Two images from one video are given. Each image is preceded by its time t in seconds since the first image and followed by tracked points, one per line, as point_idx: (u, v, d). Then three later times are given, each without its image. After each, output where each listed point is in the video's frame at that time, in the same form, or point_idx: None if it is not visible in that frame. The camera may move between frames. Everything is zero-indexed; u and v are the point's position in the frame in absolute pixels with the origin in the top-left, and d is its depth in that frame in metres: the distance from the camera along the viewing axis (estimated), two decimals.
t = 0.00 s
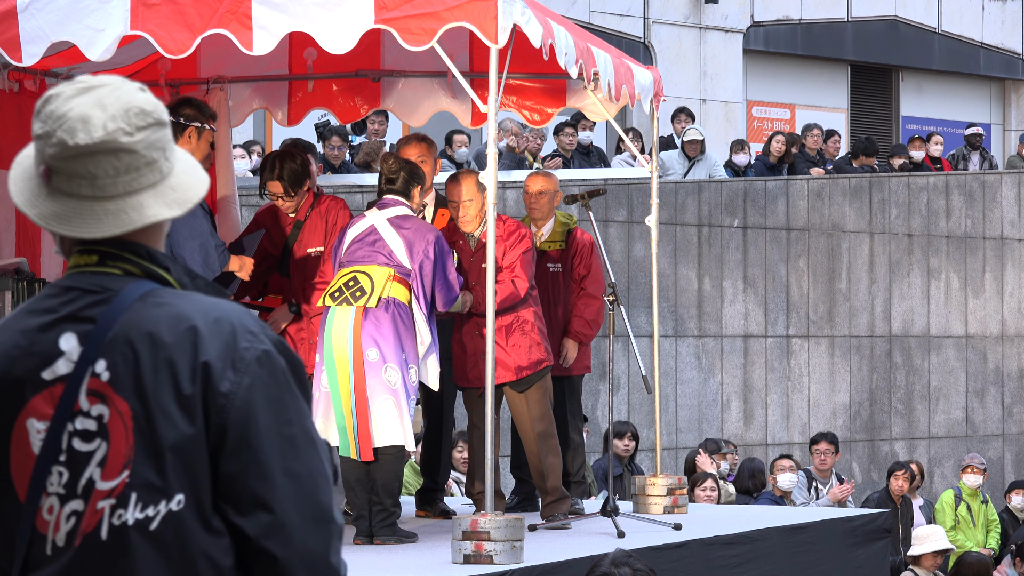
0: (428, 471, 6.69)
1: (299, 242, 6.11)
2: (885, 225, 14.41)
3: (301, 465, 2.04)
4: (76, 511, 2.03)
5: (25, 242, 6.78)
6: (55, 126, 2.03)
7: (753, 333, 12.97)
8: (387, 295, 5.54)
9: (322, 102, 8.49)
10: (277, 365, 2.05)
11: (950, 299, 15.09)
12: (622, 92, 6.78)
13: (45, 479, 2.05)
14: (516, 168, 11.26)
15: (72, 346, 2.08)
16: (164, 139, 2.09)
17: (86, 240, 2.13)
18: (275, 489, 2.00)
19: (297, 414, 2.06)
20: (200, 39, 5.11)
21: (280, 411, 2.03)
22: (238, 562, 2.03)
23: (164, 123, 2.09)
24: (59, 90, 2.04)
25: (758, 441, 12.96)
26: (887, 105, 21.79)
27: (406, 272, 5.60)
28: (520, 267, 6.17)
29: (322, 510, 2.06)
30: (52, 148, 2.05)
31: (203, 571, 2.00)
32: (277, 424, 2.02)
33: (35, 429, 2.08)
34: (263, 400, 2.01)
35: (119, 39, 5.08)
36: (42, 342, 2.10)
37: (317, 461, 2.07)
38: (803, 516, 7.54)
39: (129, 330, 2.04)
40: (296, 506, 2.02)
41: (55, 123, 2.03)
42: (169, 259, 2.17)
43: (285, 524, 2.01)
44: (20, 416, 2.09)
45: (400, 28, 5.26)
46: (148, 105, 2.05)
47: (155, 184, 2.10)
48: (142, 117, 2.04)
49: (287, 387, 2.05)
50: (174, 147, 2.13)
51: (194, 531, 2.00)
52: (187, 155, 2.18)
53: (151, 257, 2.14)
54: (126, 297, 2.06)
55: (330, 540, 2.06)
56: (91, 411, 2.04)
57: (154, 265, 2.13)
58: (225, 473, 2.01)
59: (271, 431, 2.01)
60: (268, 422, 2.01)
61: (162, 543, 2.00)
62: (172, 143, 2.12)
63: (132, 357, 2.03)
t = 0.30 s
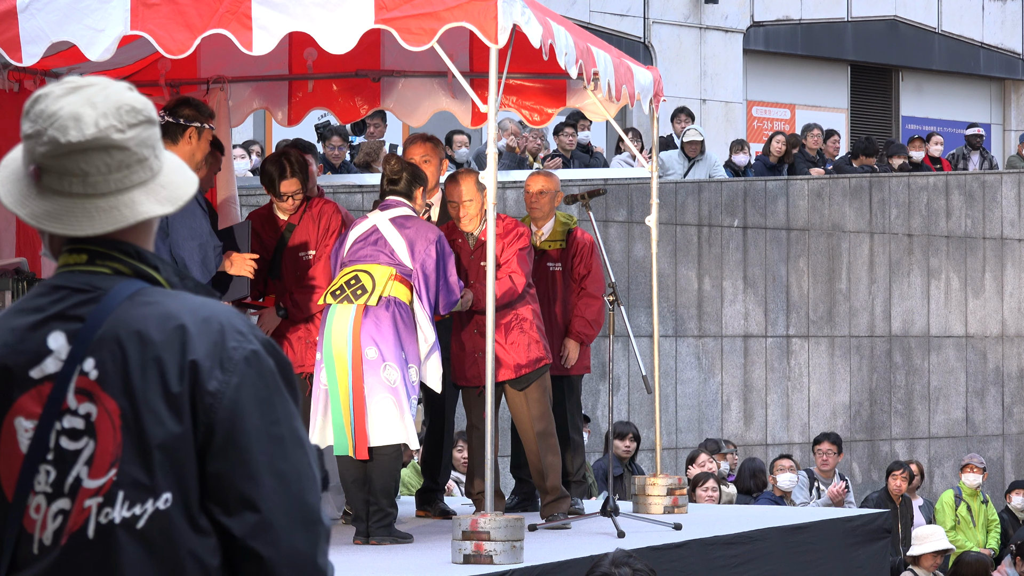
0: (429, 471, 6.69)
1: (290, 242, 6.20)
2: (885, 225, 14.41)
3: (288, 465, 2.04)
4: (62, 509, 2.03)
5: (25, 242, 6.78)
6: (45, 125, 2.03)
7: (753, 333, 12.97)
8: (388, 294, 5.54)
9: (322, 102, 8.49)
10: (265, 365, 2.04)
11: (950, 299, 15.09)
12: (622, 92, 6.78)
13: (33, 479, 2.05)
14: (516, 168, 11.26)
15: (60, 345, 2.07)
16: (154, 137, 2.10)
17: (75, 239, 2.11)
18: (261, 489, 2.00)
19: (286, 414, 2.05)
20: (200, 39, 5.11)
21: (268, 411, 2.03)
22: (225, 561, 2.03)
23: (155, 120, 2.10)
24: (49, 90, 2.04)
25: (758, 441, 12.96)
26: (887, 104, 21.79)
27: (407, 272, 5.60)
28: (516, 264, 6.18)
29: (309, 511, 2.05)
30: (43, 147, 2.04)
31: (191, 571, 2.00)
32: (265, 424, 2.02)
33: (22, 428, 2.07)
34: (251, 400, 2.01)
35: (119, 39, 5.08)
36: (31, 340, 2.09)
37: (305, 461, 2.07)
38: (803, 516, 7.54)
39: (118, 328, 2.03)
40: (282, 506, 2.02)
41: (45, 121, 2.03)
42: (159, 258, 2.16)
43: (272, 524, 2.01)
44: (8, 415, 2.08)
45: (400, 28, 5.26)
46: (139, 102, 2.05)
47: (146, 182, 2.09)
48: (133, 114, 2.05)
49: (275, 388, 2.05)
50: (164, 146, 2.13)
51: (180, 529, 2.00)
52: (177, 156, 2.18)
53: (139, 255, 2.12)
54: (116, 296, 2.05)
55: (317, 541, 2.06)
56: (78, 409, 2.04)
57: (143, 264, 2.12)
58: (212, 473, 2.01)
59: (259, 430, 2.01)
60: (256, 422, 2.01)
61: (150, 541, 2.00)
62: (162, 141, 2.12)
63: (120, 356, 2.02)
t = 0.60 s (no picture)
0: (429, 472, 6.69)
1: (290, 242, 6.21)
2: (885, 225, 14.42)
3: (275, 462, 2.03)
4: (50, 510, 2.03)
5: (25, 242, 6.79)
6: (28, 125, 2.03)
7: (753, 333, 12.97)
8: (387, 295, 5.55)
9: (322, 102, 8.50)
10: (251, 363, 2.04)
11: (950, 299, 15.09)
12: (622, 92, 6.79)
13: (21, 481, 2.05)
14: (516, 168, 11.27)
15: (44, 346, 2.07)
16: (137, 136, 2.10)
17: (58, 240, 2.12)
18: (249, 486, 1.99)
19: (272, 412, 2.04)
20: (199, 39, 5.12)
21: (255, 409, 2.02)
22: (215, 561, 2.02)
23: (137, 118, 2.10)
24: (30, 91, 2.05)
25: (758, 441, 12.96)
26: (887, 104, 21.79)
27: (410, 278, 5.62)
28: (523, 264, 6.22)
29: (297, 509, 2.04)
30: (24, 147, 2.05)
31: (182, 570, 1.99)
32: (252, 421, 2.01)
33: (9, 430, 2.08)
34: (237, 398, 2.00)
35: (119, 40, 5.08)
36: (18, 341, 2.09)
37: (292, 459, 2.06)
38: (803, 516, 7.54)
39: (103, 327, 2.03)
40: (270, 504, 2.01)
41: (27, 121, 2.03)
42: (142, 259, 2.17)
43: (260, 522, 2.00)
44: None
45: (400, 28, 5.26)
46: (120, 101, 2.06)
47: (129, 181, 2.10)
48: (115, 112, 2.05)
49: (261, 386, 2.04)
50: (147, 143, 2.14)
51: (170, 528, 1.99)
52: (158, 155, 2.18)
53: (123, 256, 2.13)
54: (100, 296, 2.06)
55: (305, 540, 2.05)
56: (64, 409, 2.04)
57: (127, 264, 2.13)
58: (199, 471, 2.00)
59: (245, 428, 2.00)
60: (242, 421, 2.00)
61: (140, 540, 2.00)
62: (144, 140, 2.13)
63: (105, 355, 2.02)
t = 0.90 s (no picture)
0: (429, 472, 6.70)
1: (291, 241, 6.24)
2: (885, 225, 14.42)
3: (270, 459, 2.03)
4: (46, 512, 2.03)
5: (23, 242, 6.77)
6: (12, 127, 2.03)
7: (753, 333, 12.97)
8: (386, 294, 5.54)
9: (322, 102, 8.50)
10: (242, 359, 2.03)
11: (950, 298, 15.09)
12: (622, 92, 6.79)
13: (16, 483, 2.05)
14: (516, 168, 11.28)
15: (36, 348, 2.07)
16: (122, 135, 2.09)
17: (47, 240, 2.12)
18: (244, 484, 1.99)
19: (265, 408, 2.04)
20: (199, 39, 5.12)
21: (248, 406, 2.01)
22: (211, 559, 2.03)
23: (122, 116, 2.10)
24: (13, 93, 2.04)
25: (758, 441, 12.96)
26: (887, 104, 21.79)
27: (409, 277, 5.63)
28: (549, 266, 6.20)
29: (292, 505, 2.04)
30: (10, 149, 2.05)
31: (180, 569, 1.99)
32: (245, 418, 2.01)
33: (2, 432, 2.08)
34: (229, 396, 2.00)
35: (119, 39, 5.08)
36: (9, 341, 2.09)
37: (286, 455, 2.06)
38: (803, 516, 7.54)
39: (93, 327, 2.02)
40: (265, 500, 2.01)
41: (11, 125, 2.03)
42: (132, 258, 2.17)
43: (256, 519, 2.00)
44: None
45: (400, 28, 5.26)
46: (104, 100, 2.06)
47: (115, 179, 2.10)
48: (98, 113, 2.05)
49: (253, 382, 2.03)
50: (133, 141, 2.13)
51: (166, 528, 1.99)
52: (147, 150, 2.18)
53: (112, 256, 2.13)
54: (88, 297, 2.05)
55: (301, 536, 2.06)
56: (57, 411, 2.04)
57: (116, 263, 2.13)
58: (193, 469, 1.99)
59: (238, 425, 2.00)
60: (235, 418, 2.00)
61: (137, 540, 1.99)
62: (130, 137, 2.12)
63: (96, 354, 2.01)
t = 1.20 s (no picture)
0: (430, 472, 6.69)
1: (301, 239, 6.30)
2: (885, 225, 14.42)
3: (269, 461, 2.03)
4: (45, 514, 2.03)
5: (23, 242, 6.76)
6: (12, 127, 2.03)
7: (753, 333, 12.97)
8: (385, 297, 5.55)
9: (322, 102, 8.50)
10: (241, 361, 2.03)
11: (950, 298, 15.09)
12: (622, 92, 6.79)
13: (15, 484, 2.05)
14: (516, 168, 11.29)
15: (34, 349, 2.07)
16: (122, 135, 2.09)
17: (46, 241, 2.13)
18: (241, 485, 1.99)
19: (264, 410, 2.04)
20: (199, 39, 5.12)
21: (246, 407, 2.01)
22: (210, 561, 2.03)
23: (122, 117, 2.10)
24: (13, 93, 2.04)
25: (758, 441, 12.96)
26: (887, 104, 21.78)
27: (403, 270, 5.60)
28: (567, 263, 6.19)
29: (290, 507, 2.04)
30: (9, 151, 2.05)
31: (178, 571, 1.99)
32: (243, 420, 2.01)
33: (2, 433, 2.09)
34: (227, 397, 1.99)
35: (119, 40, 5.08)
36: (7, 343, 2.09)
37: (285, 457, 2.06)
38: (803, 516, 7.54)
39: (92, 329, 2.02)
40: (263, 502, 2.01)
41: (10, 126, 2.03)
42: (132, 258, 2.17)
43: (254, 520, 2.00)
44: None
45: (400, 28, 5.26)
46: (105, 98, 2.06)
47: (115, 180, 2.10)
48: (98, 113, 2.04)
49: (252, 384, 2.03)
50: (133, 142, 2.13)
51: (164, 529, 1.99)
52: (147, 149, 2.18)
53: (111, 256, 2.13)
54: (87, 298, 2.05)
55: (301, 536, 2.06)
56: (56, 413, 2.04)
57: (115, 264, 2.13)
58: (191, 471, 1.99)
59: (237, 428, 2.00)
60: (234, 420, 2.00)
61: (133, 542, 1.99)
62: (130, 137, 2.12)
63: (95, 357, 2.01)
